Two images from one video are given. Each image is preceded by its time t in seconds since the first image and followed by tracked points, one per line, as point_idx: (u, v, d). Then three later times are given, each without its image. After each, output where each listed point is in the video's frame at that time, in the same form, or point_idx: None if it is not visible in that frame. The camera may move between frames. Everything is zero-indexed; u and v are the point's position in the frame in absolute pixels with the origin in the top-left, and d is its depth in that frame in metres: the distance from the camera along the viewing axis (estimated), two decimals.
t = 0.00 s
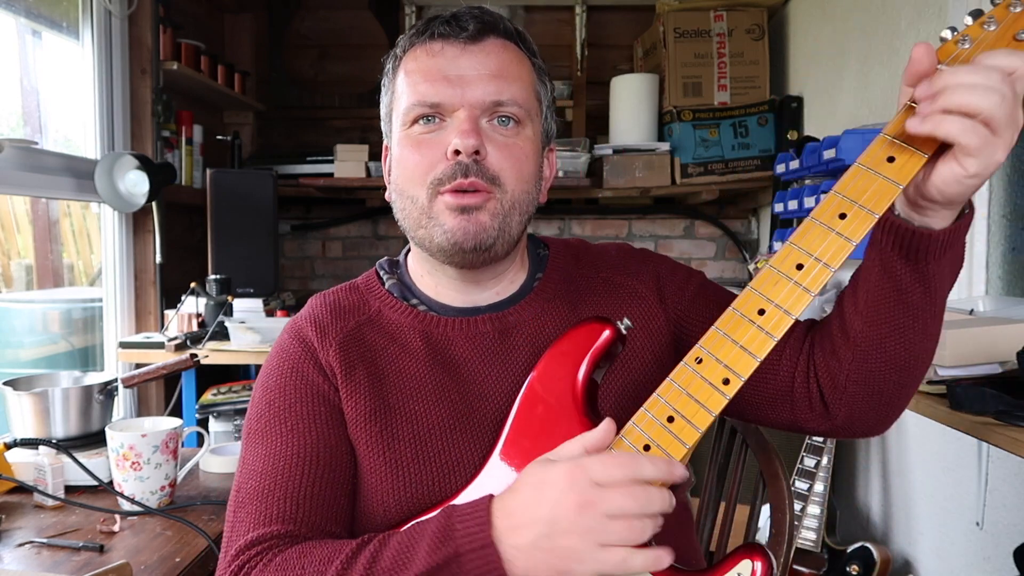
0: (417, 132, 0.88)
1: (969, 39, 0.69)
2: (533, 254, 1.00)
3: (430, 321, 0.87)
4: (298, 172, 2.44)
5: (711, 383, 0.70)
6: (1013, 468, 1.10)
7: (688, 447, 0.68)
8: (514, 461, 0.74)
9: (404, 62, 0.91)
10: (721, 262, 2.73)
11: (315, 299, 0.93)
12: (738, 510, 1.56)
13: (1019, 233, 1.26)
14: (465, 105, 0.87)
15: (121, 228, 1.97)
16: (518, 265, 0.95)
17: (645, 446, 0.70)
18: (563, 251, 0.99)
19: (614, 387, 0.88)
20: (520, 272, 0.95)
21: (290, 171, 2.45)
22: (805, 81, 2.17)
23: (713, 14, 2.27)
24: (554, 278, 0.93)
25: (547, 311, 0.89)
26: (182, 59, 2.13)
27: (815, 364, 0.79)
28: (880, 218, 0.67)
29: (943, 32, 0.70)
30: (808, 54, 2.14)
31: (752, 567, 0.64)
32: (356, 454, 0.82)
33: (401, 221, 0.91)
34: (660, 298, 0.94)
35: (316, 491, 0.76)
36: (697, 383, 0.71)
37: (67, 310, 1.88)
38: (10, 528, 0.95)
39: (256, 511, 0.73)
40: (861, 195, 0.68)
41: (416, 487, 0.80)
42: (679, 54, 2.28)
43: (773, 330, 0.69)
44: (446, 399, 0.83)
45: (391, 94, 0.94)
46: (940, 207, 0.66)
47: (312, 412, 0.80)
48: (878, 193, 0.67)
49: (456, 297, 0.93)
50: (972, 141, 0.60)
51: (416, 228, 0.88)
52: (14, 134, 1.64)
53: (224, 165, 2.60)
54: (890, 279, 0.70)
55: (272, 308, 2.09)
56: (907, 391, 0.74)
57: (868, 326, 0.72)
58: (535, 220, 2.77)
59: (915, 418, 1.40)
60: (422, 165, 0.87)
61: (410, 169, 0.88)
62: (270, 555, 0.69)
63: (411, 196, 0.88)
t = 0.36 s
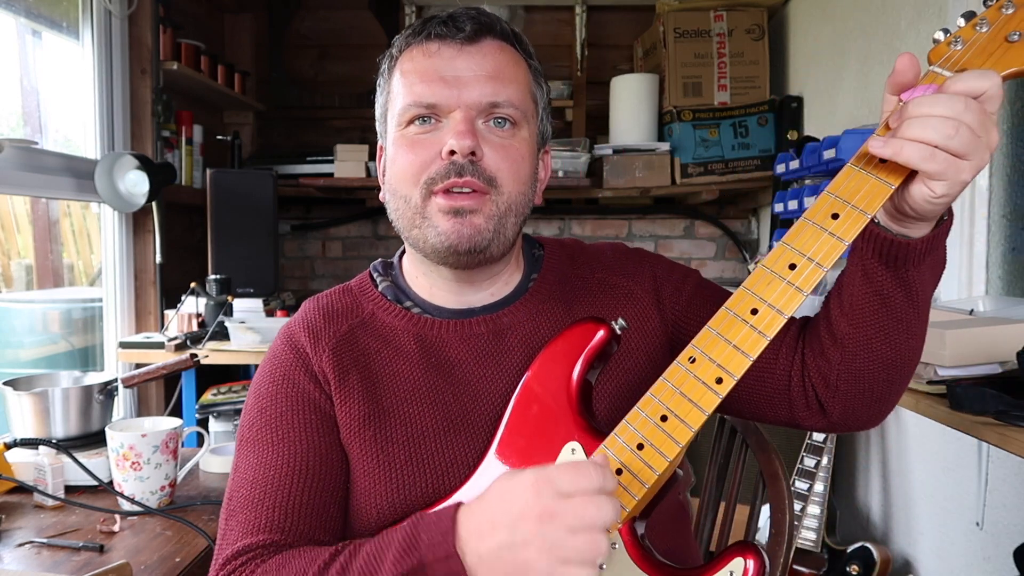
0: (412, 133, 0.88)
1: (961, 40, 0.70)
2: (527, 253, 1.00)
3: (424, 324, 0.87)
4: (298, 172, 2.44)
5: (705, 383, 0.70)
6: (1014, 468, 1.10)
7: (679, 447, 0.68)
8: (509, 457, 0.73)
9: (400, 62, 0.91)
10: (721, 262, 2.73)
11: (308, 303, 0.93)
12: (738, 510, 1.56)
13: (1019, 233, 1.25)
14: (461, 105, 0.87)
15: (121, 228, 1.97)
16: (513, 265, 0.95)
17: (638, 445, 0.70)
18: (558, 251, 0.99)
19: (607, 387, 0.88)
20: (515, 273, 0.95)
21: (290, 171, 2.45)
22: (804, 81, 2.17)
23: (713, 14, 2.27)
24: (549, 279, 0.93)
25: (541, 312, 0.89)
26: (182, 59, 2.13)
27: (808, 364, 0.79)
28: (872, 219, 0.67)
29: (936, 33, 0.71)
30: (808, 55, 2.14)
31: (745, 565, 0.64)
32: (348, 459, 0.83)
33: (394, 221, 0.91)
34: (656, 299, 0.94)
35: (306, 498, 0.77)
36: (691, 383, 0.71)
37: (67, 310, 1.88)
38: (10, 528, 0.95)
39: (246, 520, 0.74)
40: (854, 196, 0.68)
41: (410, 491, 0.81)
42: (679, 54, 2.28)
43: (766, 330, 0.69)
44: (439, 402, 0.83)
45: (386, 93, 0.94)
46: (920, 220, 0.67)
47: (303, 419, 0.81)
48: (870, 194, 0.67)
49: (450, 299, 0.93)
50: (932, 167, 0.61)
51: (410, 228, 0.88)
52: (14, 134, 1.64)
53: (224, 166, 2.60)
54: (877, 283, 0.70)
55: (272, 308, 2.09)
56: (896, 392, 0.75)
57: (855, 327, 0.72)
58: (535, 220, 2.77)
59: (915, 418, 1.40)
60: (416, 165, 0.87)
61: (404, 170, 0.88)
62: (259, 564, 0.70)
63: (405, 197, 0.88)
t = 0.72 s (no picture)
0: (429, 138, 0.87)
1: (958, 40, 0.70)
2: (524, 255, 0.97)
3: (421, 326, 0.87)
4: (298, 172, 2.44)
5: (702, 383, 0.70)
6: (1014, 468, 1.10)
7: (677, 446, 0.68)
8: (508, 455, 0.74)
9: (400, 65, 0.89)
10: (721, 262, 2.73)
11: (306, 304, 0.93)
12: (738, 511, 1.56)
13: (1019, 233, 1.26)
14: (478, 105, 0.87)
15: (121, 227, 1.97)
16: (512, 264, 0.94)
17: (635, 445, 0.70)
18: (553, 250, 0.98)
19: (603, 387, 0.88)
20: (514, 272, 0.94)
21: (290, 171, 2.45)
22: (805, 81, 2.17)
23: (713, 14, 2.27)
24: (545, 278, 0.93)
25: (536, 312, 0.89)
26: (182, 59, 2.13)
27: (805, 363, 0.79)
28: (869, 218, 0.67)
29: (933, 32, 0.70)
30: (808, 54, 2.14)
31: (741, 565, 0.64)
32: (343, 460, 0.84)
33: (414, 230, 0.89)
34: (651, 299, 0.93)
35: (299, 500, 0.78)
36: (688, 383, 0.71)
37: (67, 310, 1.88)
38: (10, 528, 0.95)
39: (241, 521, 0.76)
40: (850, 196, 0.68)
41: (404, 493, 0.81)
42: (679, 54, 2.28)
43: (762, 329, 0.69)
44: (434, 404, 0.83)
45: (384, 100, 0.93)
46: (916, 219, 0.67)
47: (297, 421, 0.82)
48: (866, 193, 0.67)
49: (451, 301, 0.92)
50: (926, 164, 0.61)
51: (439, 235, 0.86)
52: (14, 134, 1.64)
53: (224, 166, 2.60)
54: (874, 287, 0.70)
55: (272, 308, 2.09)
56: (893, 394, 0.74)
57: (851, 326, 0.72)
58: (535, 220, 2.77)
59: (915, 418, 1.40)
60: (443, 169, 0.85)
61: (427, 176, 0.86)
62: (252, 564, 0.72)
63: (430, 203, 0.86)
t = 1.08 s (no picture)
0: (426, 141, 0.87)
1: (985, 33, 0.64)
2: (520, 251, 0.98)
3: (421, 330, 0.87)
4: (298, 172, 2.44)
5: (710, 389, 0.69)
6: (1013, 468, 1.10)
7: (682, 452, 0.68)
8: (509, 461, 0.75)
9: (384, 73, 0.90)
10: (721, 262, 2.73)
11: (305, 312, 0.93)
12: (738, 510, 1.57)
13: (1019, 233, 1.25)
14: (468, 103, 0.87)
15: (121, 227, 1.97)
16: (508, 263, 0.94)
17: (641, 451, 0.71)
18: (552, 245, 0.98)
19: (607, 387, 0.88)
20: (509, 271, 0.94)
21: (290, 171, 2.45)
22: (805, 81, 2.17)
23: (713, 14, 2.27)
24: (544, 275, 0.92)
25: (536, 311, 0.89)
26: (182, 59, 2.13)
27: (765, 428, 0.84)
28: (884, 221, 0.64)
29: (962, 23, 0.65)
30: (808, 54, 2.14)
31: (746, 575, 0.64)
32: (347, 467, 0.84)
33: (418, 237, 0.88)
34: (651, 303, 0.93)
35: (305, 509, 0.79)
36: (696, 388, 0.70)
37: (67, 310, 1.88)
38: (10, 528, 0.95)
39: (246, 532, 0.76)
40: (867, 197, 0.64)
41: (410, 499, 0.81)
42: (679, 54, 2.27)
43: (773, 335, 0.67)
44: (436, 409, 0.83)
45: (371, 112, 0.93)
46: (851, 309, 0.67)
47: (299, 431, 0.82)
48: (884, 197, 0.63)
49: (451, 303, 0.93)
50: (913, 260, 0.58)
51: (446, 236, 0.85)
52: (14, 134, 1.64)
53: (224, 166, 2.60)
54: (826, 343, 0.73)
55: (272, 308, 2.09)
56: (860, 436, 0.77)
57: (798, 404, 0.77)
58: (535, 220, 2.77)
59: (916, 418, 1.40)
60: (444, 170, 0.85)
61: (428, 180, 0.86)
62: None
63: (435, 207, 0.86)
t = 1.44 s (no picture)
0: (401, 143, 0.87)
1: (965, 34, 0.71)
2: (521, 253, 0.98)
3: (416, 331, 0.87)
4: (298, 172, 2.44)
5: (696, 390, 0.70)
6: (1014, 468, 1.10)
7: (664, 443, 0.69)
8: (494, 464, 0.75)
9: (370, 72, 0.90)
10: (721, 262, 2.73)
11: (299, 312, 0.93)
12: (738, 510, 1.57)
13: (1019, 233, 1.25)
14: (447, 108, 0.86)
15: (121, 228, 1.97)
16: (501, 268, 0.93)
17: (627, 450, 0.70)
18: (551, 246, 0.98)
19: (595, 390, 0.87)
20: (504, 277, 0.93)
21: (290, 171, 2.45)
22: (805, 81, 2.17)
23: (713, 14, 2.27)
24: (544, 279, 0.92)
25: (535, 314, 0.89)
26: (182, 59, 2.13)
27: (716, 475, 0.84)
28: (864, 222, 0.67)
29: (941, 26, 0.71)
30: (808, 54, 2.14)
31: None
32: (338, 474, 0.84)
33: (393, 237, 0.90)
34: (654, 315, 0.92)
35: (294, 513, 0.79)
36: (683, 389, 0.71)
37: (67, 310, 1.88)
38: (10, 528, 0.95)
39: (234, 537, 0.76)
40: (848, 197, 0.68)
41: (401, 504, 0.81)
42: (679, 54, 2.27)
43: (757, 335, 0.68)
44: (428, 413, 0.83)
45: (359, 107, 0.93)
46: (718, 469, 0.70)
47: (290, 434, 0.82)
48: (866, 194, 0.67)
49: (443, 304, 0.91)
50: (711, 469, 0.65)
51: (414, 241, 0.86)
52: (14, 134, 1.64)
53: (224, 166, 2.60)
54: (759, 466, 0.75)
55: (272, 308, 2.09)
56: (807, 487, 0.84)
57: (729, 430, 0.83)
58: (535, 220, 2.77)
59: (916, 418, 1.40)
60: (414, 175, 0.85)
61: (399, 182, 0.86)
62: None
63: (405, 211, 0.86)
